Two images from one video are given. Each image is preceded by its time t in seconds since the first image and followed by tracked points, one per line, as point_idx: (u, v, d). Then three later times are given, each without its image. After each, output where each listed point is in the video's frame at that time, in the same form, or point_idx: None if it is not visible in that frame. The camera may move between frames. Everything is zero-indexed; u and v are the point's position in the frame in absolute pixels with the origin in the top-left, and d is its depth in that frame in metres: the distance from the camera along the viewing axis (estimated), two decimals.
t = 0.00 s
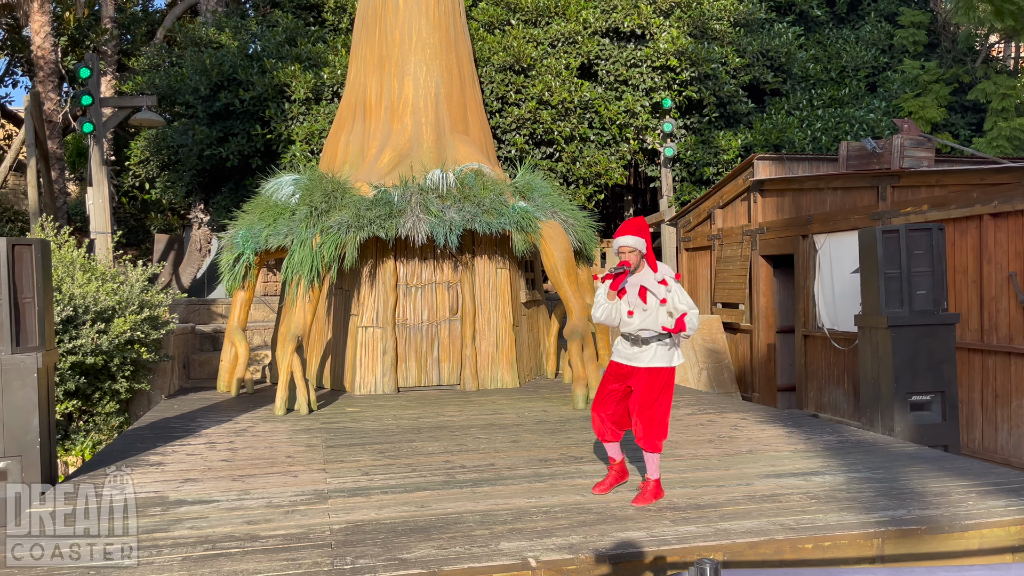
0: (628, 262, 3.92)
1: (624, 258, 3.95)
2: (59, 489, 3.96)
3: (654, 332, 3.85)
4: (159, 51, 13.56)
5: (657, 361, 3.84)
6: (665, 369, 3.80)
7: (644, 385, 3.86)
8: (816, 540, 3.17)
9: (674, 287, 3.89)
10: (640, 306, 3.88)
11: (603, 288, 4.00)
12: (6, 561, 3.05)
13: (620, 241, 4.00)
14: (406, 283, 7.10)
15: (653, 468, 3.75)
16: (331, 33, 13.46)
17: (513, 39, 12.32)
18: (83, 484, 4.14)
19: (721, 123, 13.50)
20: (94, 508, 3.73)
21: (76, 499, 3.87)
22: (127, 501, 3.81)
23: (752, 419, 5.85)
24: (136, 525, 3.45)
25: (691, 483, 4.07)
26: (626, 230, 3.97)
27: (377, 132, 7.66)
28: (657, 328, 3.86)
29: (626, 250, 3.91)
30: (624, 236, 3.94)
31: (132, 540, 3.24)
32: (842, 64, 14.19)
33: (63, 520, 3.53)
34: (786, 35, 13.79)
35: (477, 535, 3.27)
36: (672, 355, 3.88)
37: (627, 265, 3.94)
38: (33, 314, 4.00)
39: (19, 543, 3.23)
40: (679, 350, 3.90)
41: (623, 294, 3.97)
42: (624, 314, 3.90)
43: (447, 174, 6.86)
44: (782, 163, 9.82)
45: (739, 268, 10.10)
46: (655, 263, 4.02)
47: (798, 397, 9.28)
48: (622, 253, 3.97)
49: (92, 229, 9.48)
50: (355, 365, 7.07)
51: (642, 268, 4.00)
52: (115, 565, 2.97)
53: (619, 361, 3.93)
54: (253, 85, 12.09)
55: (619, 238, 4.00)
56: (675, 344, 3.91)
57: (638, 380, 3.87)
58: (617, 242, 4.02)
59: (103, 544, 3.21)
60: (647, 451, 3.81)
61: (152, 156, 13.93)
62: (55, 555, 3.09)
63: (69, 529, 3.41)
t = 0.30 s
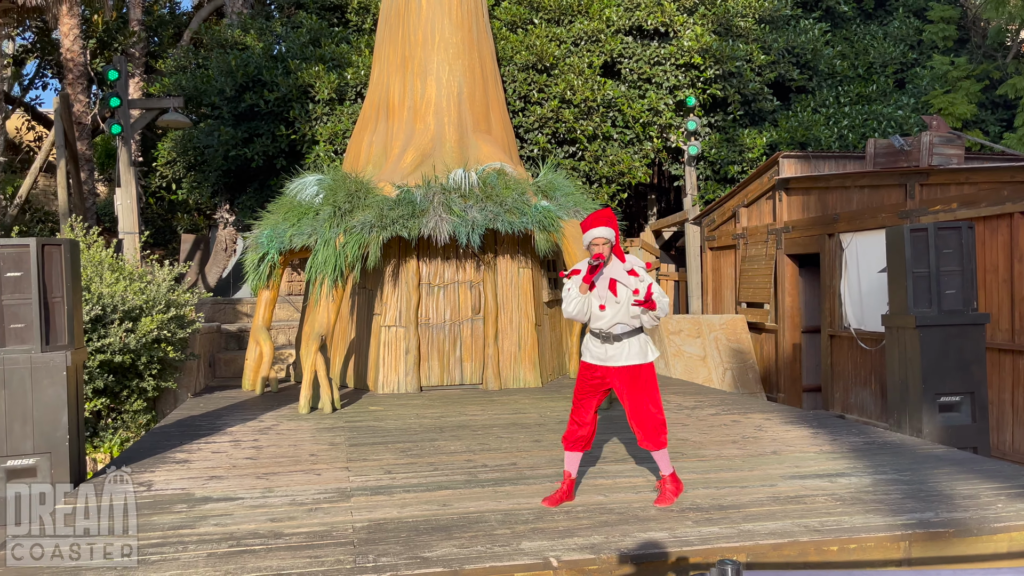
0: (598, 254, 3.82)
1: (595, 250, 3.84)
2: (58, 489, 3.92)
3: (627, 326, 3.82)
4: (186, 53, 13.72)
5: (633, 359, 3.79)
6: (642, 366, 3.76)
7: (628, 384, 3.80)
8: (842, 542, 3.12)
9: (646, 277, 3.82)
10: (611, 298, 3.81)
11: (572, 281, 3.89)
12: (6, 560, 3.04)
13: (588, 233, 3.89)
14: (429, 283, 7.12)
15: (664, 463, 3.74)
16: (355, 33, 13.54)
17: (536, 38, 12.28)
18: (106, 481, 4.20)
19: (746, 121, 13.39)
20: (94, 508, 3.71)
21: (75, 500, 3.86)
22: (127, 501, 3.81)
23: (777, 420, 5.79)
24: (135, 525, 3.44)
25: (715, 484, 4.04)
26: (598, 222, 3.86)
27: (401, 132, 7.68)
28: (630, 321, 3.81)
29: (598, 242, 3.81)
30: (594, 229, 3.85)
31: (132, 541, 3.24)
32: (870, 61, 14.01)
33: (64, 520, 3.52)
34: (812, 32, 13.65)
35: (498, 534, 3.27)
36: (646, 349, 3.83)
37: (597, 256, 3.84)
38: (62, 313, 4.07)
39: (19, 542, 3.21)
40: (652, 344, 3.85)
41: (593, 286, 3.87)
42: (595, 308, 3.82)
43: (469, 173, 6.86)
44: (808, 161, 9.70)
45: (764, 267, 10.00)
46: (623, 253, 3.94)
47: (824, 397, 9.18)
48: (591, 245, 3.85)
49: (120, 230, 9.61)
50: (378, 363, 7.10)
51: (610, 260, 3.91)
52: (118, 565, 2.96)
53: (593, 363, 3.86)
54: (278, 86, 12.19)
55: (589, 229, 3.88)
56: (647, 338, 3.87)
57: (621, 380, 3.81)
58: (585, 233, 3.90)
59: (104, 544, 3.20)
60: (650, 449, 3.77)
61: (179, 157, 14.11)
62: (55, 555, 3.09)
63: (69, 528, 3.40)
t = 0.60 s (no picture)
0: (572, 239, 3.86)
1: (570, 235, 3.87)
2: (58, 489, 3.91)
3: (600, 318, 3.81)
4: (214, 55, 13.89)
5: (605, 351, 3.77)
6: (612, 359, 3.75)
7: (598, 376, 3.81)
8: (870, 545, 3.08)
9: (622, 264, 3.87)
10: (585, 285, 3.85)
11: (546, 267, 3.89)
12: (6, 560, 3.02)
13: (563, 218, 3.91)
14: (452, 282, 7.13)
15: (636, 455, 3.72)
16: (379, 34, 13.62)
17: (560, 37, 12.26)
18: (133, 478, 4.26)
19: (772, 119, 13.27)
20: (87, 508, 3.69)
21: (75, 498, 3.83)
22: (126, 501, 3.79)
23: (803, 421, 5.73)
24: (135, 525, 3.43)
25: (740, 485, 4.01)
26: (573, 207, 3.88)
27: (425, 131, 7.72)
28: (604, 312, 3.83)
29: (575, 227, 3.84)
30: (569, 213, 3.87)
31: (133, 541, 3.21)
32: (899, 57, 13.83)
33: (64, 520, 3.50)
34: (840, 28, 13.49)
35: (521, 533, 3.27)
36: (619, 343, 3.81)
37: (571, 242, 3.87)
38: (92, 312, 4.13)
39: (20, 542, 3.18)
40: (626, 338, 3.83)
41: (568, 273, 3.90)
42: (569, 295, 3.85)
43: (493, 172, 6.86)
44: (836, 159, 9.57)
45: (791, 267, 9.90)
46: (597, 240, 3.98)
47: (851, 398, 9.07)
48: (566, 230, 3.88)
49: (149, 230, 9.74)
50: (402, 362, 7.14)
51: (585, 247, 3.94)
52: (116, 566, 2.95)
53: (565, 357, 3.85)
54: (303, 87, 12.29)
55: (563, 215, 3.90)
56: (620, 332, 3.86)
57: (590, 372, 3.82)
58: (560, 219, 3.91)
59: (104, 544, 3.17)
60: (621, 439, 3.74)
61: (206, 158, 14.28)
62: (55, 555, 3.07)
63: (69, 528, 3.38)
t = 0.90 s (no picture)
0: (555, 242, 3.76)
1: (554, 238, 3.78)
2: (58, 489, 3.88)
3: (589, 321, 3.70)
4: (239, 57, 14.02)
5: (591, 355, 3.66)
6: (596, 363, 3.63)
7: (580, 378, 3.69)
8: (898, 547, 3.04)
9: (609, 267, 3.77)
10: (572, 288, 3.71)
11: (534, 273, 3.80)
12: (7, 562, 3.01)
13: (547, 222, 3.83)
14: (475, 281, 7.14)
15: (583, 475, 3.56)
16: (403, 34, 13.69)
17: (584, 35, 12.24)
18: (159, 476, 4.30)
19: (798, 116, 13.15)
20: (91, 509, 3.68)
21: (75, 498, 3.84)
22: (126, 500, 3.81)
23: (830, 422, 5.65)
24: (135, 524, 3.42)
25: (765, 485, 3.97)
26: (555, 209, 3.81)
27: (448, 131, 7.73)
28: (592, 315, 3.70)
29: (556, 228, 3.75)
30: (552, 215, 3.79)
31: (132, 540, 3.20)
32: (928, 53, 13.62)
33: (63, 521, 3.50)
34: (867, 24, 13.33)
35: (544, 533, 3.26)
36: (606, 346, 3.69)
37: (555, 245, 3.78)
38: (121, 310, 4.18)
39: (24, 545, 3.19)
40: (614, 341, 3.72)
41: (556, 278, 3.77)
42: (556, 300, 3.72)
43: (516, 172, 6.85)
44: (863, 157, 9.45)
45: (817, 266, 9.79)
46: (586, 244, 3.87)
47: (879, 398, 8.94)
48: (550, 234, 3.80)
49: (176, 229, 9.87)
50: (426, 361, 7.16)
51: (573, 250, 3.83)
52: (114, 566, 2.94)
53: (554, 359, 3.78)
54: (328, 87, 12.37)
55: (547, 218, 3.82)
56: (608, 335, 3.74)
57: (573, 373, 3.71)
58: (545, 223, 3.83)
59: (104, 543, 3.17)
60: (578, 453, 3.64)
61: (232, 158, 14.42)
62: (55, 555, 3.07)
63: (70, 529, 3.38)
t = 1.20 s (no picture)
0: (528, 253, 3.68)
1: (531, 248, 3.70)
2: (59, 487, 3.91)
3: (570, 333, 3.63)
4: (263, 58, 14.14)
5: (574, 365, 3.61)
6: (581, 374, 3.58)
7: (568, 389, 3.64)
8: (925, 550, 3.00)
9: (587, 283, 3.65)
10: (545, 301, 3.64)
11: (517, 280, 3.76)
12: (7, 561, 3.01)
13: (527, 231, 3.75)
14: (496, 281, 7.14)
15: (589, 481, 3.49)
16: (424, 34, 13.75)
17: (605, 34, 12.22)
18: (184, 473, 4.35)
19: (822, 114, 13.02)
20: (92, 512, 3.67)
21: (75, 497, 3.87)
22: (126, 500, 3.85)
23: (854, 422, 5.59)
24: (143, 524, 3.43)
25: (789, 486, 3.94)
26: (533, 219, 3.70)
27: (470, 131, 7.74)
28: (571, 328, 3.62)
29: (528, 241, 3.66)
30: (527, 226, 3.69)
31: (132, 540, 3.21)
32: (955, 49, 13.37)
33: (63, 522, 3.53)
34: (893, 20, 13.18)
35: (567, 532, 3.26)
36: (590, 356, 3.63)
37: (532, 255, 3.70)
38: (148, 309, 4.23)
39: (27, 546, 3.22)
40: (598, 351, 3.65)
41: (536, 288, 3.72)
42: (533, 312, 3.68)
43: (537, 171, 6.84)
44: (889, 155, 9.35)
45: (841, 265, 9.68)
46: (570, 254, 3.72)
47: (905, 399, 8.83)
48: (527, 243, 3.72)
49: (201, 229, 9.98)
50: (447, 360, 7.19)
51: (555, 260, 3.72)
52: (115, 565, 2.94)
53: (539, 367, 3.72)
54: (350, 88, 12.45)
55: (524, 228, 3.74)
56: (594, 345, 3.68)
57: (560, 385, 3.65)
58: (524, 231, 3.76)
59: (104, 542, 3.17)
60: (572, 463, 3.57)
61: (256, 159, 14.56)
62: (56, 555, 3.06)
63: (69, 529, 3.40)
